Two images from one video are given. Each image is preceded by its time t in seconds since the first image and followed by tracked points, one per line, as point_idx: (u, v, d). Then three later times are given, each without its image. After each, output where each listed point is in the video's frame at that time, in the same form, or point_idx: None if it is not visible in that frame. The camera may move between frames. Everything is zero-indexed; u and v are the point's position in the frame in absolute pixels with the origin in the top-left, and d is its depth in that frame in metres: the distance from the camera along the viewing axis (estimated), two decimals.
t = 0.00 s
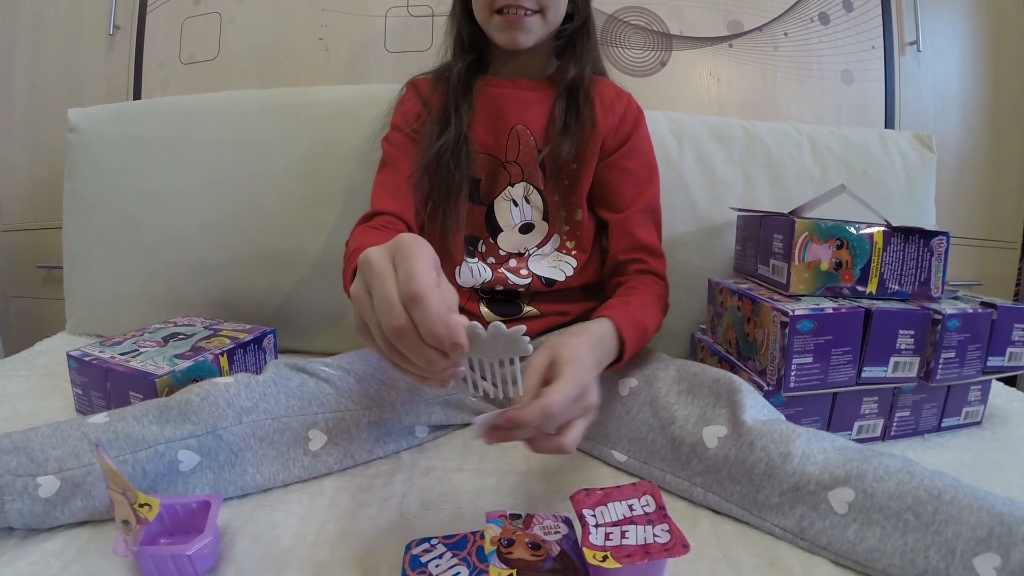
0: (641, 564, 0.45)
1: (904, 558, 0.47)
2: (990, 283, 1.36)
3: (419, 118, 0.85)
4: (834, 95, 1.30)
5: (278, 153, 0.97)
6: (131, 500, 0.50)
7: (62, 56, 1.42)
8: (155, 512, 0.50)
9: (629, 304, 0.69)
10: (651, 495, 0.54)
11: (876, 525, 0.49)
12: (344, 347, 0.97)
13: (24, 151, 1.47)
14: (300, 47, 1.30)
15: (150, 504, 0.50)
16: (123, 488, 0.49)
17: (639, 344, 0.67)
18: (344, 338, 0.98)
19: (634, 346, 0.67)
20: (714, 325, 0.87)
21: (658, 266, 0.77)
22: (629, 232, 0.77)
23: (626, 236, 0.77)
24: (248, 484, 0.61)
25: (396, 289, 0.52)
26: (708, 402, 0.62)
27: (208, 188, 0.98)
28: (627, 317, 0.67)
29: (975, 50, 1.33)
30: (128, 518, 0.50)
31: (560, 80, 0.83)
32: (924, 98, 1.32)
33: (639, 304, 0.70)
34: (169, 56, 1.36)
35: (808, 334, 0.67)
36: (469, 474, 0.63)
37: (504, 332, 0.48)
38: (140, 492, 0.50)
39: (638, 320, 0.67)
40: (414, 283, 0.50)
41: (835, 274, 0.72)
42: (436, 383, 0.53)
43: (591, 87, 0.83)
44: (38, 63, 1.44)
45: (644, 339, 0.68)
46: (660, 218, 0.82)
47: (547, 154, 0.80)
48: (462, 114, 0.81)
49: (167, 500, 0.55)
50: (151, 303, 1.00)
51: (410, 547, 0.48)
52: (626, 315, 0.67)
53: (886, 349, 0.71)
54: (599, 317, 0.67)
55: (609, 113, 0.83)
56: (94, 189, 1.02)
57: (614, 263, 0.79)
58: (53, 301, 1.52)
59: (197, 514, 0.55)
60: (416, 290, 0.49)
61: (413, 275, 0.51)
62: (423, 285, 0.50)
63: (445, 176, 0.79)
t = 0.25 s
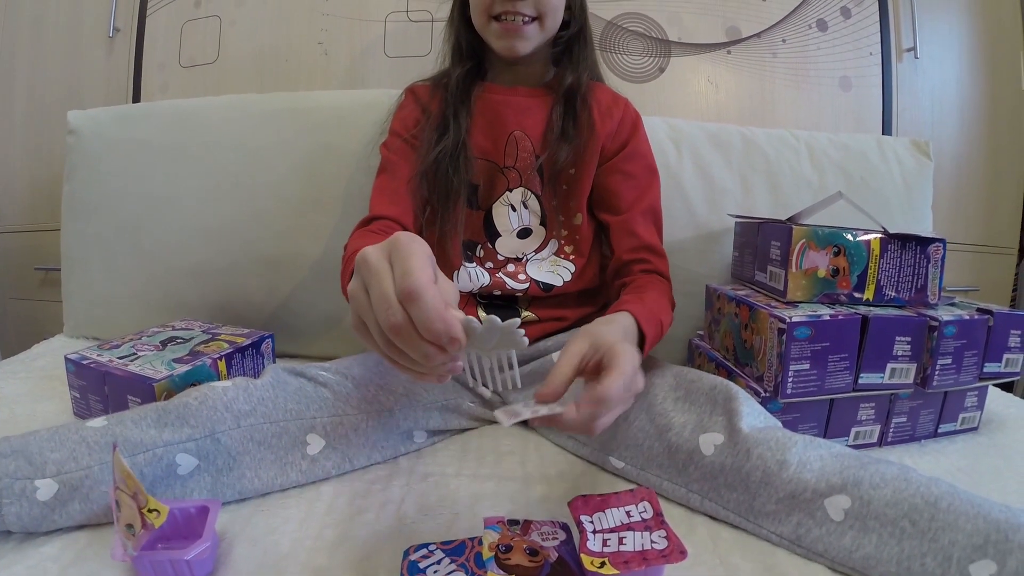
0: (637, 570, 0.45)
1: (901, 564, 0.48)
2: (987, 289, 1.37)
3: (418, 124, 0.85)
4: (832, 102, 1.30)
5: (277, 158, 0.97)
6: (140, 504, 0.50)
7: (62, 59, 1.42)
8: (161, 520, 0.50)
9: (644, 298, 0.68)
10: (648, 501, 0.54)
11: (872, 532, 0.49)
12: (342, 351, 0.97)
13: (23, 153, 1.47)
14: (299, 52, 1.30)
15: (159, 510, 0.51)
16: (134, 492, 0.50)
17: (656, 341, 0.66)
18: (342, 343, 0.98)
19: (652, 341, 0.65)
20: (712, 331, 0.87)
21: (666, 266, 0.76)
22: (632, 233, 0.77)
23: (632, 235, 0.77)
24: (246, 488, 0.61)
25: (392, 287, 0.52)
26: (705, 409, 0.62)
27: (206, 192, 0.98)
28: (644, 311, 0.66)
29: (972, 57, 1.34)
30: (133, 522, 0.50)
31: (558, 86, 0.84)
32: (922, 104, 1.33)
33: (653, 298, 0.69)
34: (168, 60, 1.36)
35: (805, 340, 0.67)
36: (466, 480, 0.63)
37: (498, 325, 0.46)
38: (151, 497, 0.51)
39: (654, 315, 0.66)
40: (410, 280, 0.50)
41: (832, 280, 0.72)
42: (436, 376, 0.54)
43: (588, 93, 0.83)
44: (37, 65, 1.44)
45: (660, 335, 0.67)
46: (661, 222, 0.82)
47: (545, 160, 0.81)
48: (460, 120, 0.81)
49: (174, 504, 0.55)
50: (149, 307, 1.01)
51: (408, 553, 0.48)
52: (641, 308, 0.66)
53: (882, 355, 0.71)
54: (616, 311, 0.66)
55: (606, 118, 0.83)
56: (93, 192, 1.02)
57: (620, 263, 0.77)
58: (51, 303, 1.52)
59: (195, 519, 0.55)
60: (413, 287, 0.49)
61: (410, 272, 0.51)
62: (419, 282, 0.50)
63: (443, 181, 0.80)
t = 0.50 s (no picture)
0: None
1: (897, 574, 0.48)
2: (984, 296, 1.37)
3: (416, 135, 0.85)
4: (828, 111, 1.31)
5: (275, 167, 0.98)
6: (142, 514, 0.50)
7: (61, 67, 1.43)
8: (162, 530, 0.50)
9: (643, 303, 0.67)
10: (645, 512, 0.55)
11: (868, 542, 0.49)
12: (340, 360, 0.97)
13: (21, 160, 1.47)
14: (298, 61, 1.31)
15: (160, 520, 0.51)
16: (134, 501, 0.50)
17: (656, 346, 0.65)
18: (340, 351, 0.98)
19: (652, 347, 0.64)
20: (709, 341, 0.87)
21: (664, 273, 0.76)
22: (630, 239, 0.76)
23: (628, 241, 0.77)
24: (244, 498, 0.61)
25: (390, 300, 0.53)
26: (701, 419, 0.63)
27: (205, 201, 0.99)
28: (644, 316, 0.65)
29: (967, 67, 1.35)
30: (133, 531, 0.50)
31: (554, 96, 0.84)
32: (917, 113, 1.34)
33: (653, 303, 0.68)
34: (168, 68, 1.37)
35: (801, 351, 0.68)
36: (464, 490, 0.63)
37: (495, 333, 0.46)
38: (152, 507, 0.51)
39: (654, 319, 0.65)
40: (407, 292, 0.50)
41: (829, 290, 0.73)
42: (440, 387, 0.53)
43: (584, 103, 0.84)
44: (36, 72, 1.45)
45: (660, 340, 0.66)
46: (659, 230, 0.82)
47: (542, 170, 0.81)
48: (458, 131, 0.82)
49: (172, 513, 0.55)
50: (147, 315, 1.01)
51: (406, 565, 0.48)
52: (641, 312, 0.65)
53: (879, 365, 0.71)
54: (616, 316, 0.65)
55: (603, 128, 0.83)
56: (92, 200, 1.02)
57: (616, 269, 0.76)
58: (48, 309, 1.52)
59: (193, 529, 0.54)
60: (410, 299, 0.50)
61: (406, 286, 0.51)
62: (416, 293, 0.50)
63: (441, 192, 0.80)
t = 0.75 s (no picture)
0: None
1: None
2: (983, 301, 1.38)
3: (416, 145, 0.85)
4: (827, 118, 1.31)
5: (277, 175, 0.98)
6: (146, 520, 0.50)
7: (63, 75, 1.43)
8: (166, 537, 0.51)
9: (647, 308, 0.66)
10: (646, 518, 0.55)
11: (870, 546, 0.49)
12: (341, 366, 0.98)
13: (23, 166, 1.48)
14: (299, 69, 1.31)
15: (164, 527, 0.51)
16: (138, 508, 0.50)
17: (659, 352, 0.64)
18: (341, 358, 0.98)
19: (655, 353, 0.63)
20: (709, 348, 0.87)
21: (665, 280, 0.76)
22: (630, 246, 0.76)
23: (628, 247, 0.76)
24: (245, 503, 0.61)
25: (385, 321, 0.53)
26: (702, 426, 0.63)
27: (206, 209, 0.99)
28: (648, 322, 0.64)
29: (965, 73, 1.35)
30: (136, 537, 0.50)
31: (554, 106, 0.85)
32: (916, 119, 1.34)
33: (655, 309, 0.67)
34: (169, 76, 1.37)
35: (801, 357, 0.68)
36: (465, 497, 0.63)
37: (488, 350, 0.44)
38: (156, 514, 0.51)
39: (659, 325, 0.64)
40: (401, 313, 0.51)
41: (828, 297, 0.73)
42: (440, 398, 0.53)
43: (583, 112, 0.85)
44: (39, 80, 1.45)
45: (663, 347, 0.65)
46: (659, 238, 0.82)
47: (542, 180, 0.82)
48: (458, 141, 0.82)
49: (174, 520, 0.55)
50: (149, 321, 1.01)
51: (408, 571, 0.48)
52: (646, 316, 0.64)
53: (879, 371, 0.72)
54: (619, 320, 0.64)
55: (602, 137, 0.84)
56: (94, 207, 1.02)
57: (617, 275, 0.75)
58: (49, 316, 1.52)
59: (195, 535, 0.54)
60: (404, 320, 0.50)
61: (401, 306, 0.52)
62: (410, 314, 0.51)
63: (441, 202, 0.80)
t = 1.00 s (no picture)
0: None
1: (904, 565, 0.47)
2: (984, 300, 1.38)
3: (417, 143, 0.85)
4: (827, 117, 1.31)
5: (277, 174, 0.98)
6: (146, 517, 0.50)
7: (64, 73, 1.43)
8: (166, 534, 0.51)
9: (654, 304, 0.65)
10: (648, 515, 0.54)
11: (875, 534, 0.49)
12: (342, 365, 0.97)
13: (23, 165, 1.48)
14: (300, 68, 1.31)
15: (164, 525, 0.51)
16: (140, 505, 0.50)
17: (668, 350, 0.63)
18: (342, 356, 0.98)
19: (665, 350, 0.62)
20: (711, 346, 0.87)
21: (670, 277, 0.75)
22: (632, 242, 0.76)
23: (631, 244, 0.76)
24: (244, 497, 0.61)
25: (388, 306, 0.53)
26: (707, 420, 0.62)
27: (207, 207, 0.99)
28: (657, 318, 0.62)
29: (966, 72, 1.35)
30: (136, 534, 0.49)
31: (555, 104, 0.85)
32: (917, 119, 1.34)
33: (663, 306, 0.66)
34: (170, 75, 1.37)
35: (803, 354, 0.68)
36: (466, 495, 0.63)
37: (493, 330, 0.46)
38: (157, 511, 0.51)
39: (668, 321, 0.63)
40: (405, 295, 0.51)
41: (830, 294, 0.73)
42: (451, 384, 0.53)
43: (585, 111, 0.85)
44: (39, 78, 1.45)
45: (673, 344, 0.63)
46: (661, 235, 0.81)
47: (543, 178, 0.82)
48: (458, 140, 0.82)
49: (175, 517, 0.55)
50: (149, 320, 1.01)
51: (409, 568, 0.48)
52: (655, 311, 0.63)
53: (880, 368, 0.72)
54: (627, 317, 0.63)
55: (603, 135, 0.84)
56: (95, 206, 1.02)
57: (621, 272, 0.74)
58: (49, 315, 1.52)
59: (194, 532, 0.55)
60: (408, 302, 0.50)
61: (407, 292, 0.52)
62: (414, 297, 0.51)
63: (441, 202, 0.80)
